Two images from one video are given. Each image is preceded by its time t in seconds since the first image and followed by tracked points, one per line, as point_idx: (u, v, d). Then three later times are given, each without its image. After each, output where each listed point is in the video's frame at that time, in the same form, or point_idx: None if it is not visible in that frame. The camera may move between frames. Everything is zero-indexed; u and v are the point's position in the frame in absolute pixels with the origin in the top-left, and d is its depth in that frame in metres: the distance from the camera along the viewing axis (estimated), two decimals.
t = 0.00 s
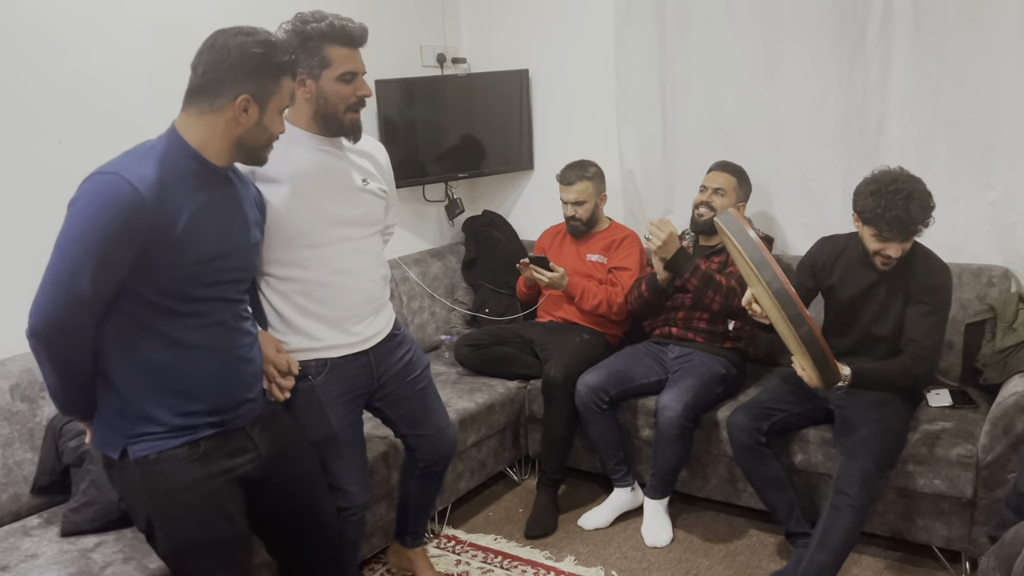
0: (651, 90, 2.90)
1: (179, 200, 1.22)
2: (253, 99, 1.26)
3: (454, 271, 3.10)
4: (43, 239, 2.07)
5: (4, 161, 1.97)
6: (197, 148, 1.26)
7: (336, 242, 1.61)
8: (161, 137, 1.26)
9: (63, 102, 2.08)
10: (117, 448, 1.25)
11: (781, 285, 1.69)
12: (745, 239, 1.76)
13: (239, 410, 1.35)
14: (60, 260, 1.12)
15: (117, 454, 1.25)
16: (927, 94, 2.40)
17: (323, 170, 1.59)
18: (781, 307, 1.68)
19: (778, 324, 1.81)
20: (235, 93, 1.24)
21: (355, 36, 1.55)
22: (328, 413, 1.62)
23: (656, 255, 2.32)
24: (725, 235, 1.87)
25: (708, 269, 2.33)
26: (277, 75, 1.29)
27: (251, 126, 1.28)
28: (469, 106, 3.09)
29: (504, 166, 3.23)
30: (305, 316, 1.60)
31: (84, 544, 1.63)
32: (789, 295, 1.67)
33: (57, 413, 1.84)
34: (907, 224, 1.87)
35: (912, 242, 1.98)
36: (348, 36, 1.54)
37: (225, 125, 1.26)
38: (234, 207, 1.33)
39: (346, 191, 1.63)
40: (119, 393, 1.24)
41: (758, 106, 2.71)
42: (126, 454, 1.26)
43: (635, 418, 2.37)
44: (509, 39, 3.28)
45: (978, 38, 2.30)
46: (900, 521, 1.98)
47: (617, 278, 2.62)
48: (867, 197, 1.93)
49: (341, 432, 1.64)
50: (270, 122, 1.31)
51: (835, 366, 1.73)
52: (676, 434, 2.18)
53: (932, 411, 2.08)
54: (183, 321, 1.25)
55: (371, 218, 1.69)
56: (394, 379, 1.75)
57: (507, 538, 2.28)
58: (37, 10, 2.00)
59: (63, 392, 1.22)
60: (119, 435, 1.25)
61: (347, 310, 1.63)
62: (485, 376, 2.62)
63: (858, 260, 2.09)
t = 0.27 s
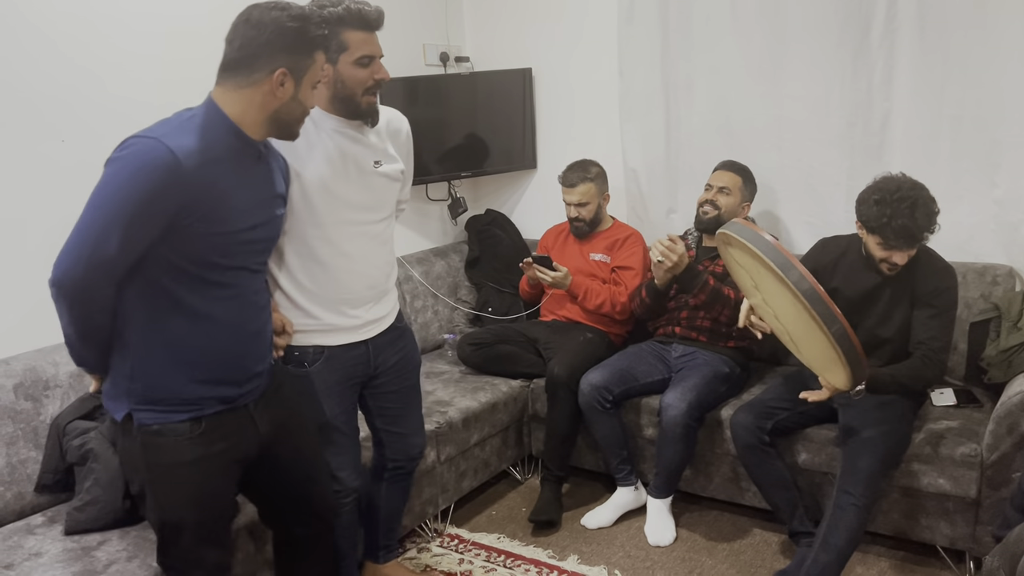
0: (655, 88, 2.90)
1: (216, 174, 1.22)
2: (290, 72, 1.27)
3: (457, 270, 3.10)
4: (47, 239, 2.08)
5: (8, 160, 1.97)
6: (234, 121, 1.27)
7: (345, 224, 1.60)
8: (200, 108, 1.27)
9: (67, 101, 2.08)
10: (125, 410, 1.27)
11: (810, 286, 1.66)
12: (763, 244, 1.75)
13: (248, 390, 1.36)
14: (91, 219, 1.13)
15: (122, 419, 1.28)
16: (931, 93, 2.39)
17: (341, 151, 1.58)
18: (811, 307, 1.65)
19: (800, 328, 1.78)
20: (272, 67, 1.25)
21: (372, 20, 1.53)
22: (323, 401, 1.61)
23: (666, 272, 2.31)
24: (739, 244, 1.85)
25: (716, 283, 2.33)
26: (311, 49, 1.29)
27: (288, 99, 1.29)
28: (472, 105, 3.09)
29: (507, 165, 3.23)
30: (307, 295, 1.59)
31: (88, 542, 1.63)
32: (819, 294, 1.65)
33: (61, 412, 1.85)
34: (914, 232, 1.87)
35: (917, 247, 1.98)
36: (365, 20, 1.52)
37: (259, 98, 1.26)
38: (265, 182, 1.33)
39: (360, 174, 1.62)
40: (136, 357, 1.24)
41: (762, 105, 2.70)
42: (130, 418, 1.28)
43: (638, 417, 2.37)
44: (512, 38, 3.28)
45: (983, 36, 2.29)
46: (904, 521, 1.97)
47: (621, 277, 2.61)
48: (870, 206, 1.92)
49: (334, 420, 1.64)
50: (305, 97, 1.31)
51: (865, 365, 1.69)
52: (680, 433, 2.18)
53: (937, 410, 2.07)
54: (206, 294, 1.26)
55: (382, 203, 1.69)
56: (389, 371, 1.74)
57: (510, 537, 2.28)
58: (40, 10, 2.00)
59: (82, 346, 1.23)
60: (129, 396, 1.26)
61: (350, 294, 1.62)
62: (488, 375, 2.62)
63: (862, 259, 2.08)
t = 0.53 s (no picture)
0: (658, 88, 2.90)
1: (257, 197, 1.24)
2: (306, 91, 1.25)
3: (460, 269, 3.10)
4: (50, 237, 2.08)
5: (11, 159, 1.98)
6: (266, 146, 1.27)
7: (374, 242, 1.60)
8: (233, 132, 1.27)
9: (70, 102, 2.08)
10: (170, 429, 1.26)
11: (804, 284, 1.66)
12: (762, 241, 1.76)
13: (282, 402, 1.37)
14: (143, 249, 1.14)
15: (169, 435, 1.26)
16: (935, 92, 2.39)
17: (372, 171, 1.59)
18: (804, 305, 1.66)
19: (800, 327, 1.78)
20: (287, 85, 1.25)
21: (406, 44, 1.53)
22: (349, 408, 1.59)
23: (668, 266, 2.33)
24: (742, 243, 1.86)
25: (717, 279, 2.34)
26: (331, 68, 1.27)
27: (307, 119, 1.28)
28: (475, 104, 3.09)
29: (510, 164, 3.22)
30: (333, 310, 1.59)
31: (92, 541, 1.63)
32: (812, 293, 1.66)
33: (64, 411, 1.85)
34: (916, 227, 1.86)
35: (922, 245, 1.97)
36: (399, 45, 1.52)
37: (281, 117, 1.26)
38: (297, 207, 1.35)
39: (390, 194, 1.62)
40: (183, 380, 1.25)
41: (765, 104, 2.69)
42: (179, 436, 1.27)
43: (641, 417, 2.37)
44: (514, 37, 3.27)
45: (987, 35, 2.28)
46: (908, 521, 1.97)
47: (624, 276, 2.61)
48: (873, 203, 1.91)
49: (361, 429, 1.61)
50: (327, 116, 1.29)
51: (855, 366, 1.69)
52: (683, 433, 2.18)
53: (940, 410, 2.06)
54: (249, 316, 1.28)
55: (410, 223, 1.69)
56: (409, 384, 1.73)
57: (513, 537, 2.28)
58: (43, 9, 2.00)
59: (128, 370, 1.23)
60: (173, 416, 1.26)
61: (378, 310, 1.63)
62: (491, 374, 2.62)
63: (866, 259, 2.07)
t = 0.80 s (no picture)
0: (661, 86, 2.89)
1: (262, 146, 1.25)
2: (301, 42, 1.25)
3: (463, 267, 3.11)
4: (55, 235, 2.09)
5: (16, 158, 1.98)
6: (269, 98, 1.27)
7: (387, 207, 1.61)
8: (235, 87, 1.28)
9: (75, 100, 2.09)
10: (169, 381, 1.26)
11: (830, 278, 1.62)
12: (785, 233, 1.71)
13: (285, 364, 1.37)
14: (143, 187, 1.14)
15: (168, 388, 1.25)
16: (939, 91, 2.38)
17: (379, 135, 1.58)
18: (829, 298, 1.61)
19: (816, 322, 1.74)
20: (283, 37, 1.25)
21: (408, 19, 1.52)
22: (370, 386, 1.61)
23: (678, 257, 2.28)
24: (760, 234, 1.81)
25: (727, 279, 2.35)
26: (327, 21, 1.27)
27: (303, 71, 1.27)
28: (479, 103, 3.09)
29: (513, 163, 3.23)
30: (354, 279, 1.59)
31: (96, 537, 1.64)
32: (838, 286, 1.61)
33: (68, 408, 1.86)
34: (923, 230, 1.86)
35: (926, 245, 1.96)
36: (401, 20, 1.51)
37: (280, 70, 1.27)
38: (302, 160, 1.35)
39: (399, 158, 1.62)
40: (184, 329, 1.25)
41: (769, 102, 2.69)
42: (175, 389, 1.26)
43: (644, 416, 2.36)
44: (518, 35, 3.27)
45: (991, 33, 2.27)
46: (910, 519, 1.96)
47: (627, 274, 2.61)
48: (878, 207, 1.91)
49: (380, 405, 1.63)
50: (323, 69, 1.29)
51: (878, 365, 1.65)
52: (685, 431, 2.18)
53: (944, 408, 2.06)
54: (253, 267, 1.28)
55: (418, 185, 1.68)
56: (423, 367, 1.73)
57: (515, 534, 2.28)
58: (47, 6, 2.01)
59: (129, 318, 1.22)
60: (174, 367, 1.26)
61: (394, 277, 1.63)
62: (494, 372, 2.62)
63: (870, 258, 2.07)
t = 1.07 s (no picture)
0: (664, 87, 2.90)
1: (247, 200, 1.25)
2: (293, 88, 1.26)
3: (466, 268, 3.11)
4: (61, 235, 2.10)
5: (21, 159, 2.00)
6: (261, 150, 1.27)
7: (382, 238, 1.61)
8: (227, 135, 1.28)
9: (80, 101, 2.10)
10: (143, 432, 1.26)
11: (821, 278, 1.64)
12: (783, 234, 1.72)
13: (263, 413, 1.37)
14: (125, 243, 1.15)
15: (141, 439, 1.26)
16: (941, 91, 2.38)
17: (377, 167, 1.59)
18: (819, 299, 1.63)
19: (811, 322, 1.76)
20: (275, 84, 1.25)
21: (405, 38, 1.55)
22: (362, 405, 1.61)
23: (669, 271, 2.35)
24: (762, 231, 1.83)
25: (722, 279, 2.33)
26: (320, 66, 1.27)
27: (296, 118, 1.27)
28: (482, 104, 3.10)
29: (516, 163, 3.23)
30: (345, 308, 1.60)
31: (100, 537, 1.65)
32: (828, 287, 1.63)
33: (73, 408, 1.87)
34: (926, 226, 1.86)
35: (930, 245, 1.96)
36: (397, 37, 1.54)
37: (272, 118, 1.27)
38: (287, 216, 1.35)
39: (397, 190, 1.63)
40: (160, 381, 1.26)
41: (772, 103, 2.69)
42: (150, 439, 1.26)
43: (647, 416, 2.37)
44: (520, 37, 3.28)
45: (995, 34, 2.27)
46: (913, 520, 1.96)
47: (630, 275, 2.61)
48: (881, 202, 1.90)
49: (374, 423, 1.62)
50: (317, 116, 1.29)
51: (867, 367, 1.67)
52: (688, 432, 2.18)
53: (946, 410, 2.06)
54: (232, 325, 1.28)
55: (415, 217, 1.69)
56: (416, 381, 1.73)
57: (518, 535, 2.28)
58: (52, 9, 2.02)
59: (104, 369, 1.23)
60: (148, 418, 1.26)
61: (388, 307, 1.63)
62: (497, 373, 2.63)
63: (874, 259, 2.07)
